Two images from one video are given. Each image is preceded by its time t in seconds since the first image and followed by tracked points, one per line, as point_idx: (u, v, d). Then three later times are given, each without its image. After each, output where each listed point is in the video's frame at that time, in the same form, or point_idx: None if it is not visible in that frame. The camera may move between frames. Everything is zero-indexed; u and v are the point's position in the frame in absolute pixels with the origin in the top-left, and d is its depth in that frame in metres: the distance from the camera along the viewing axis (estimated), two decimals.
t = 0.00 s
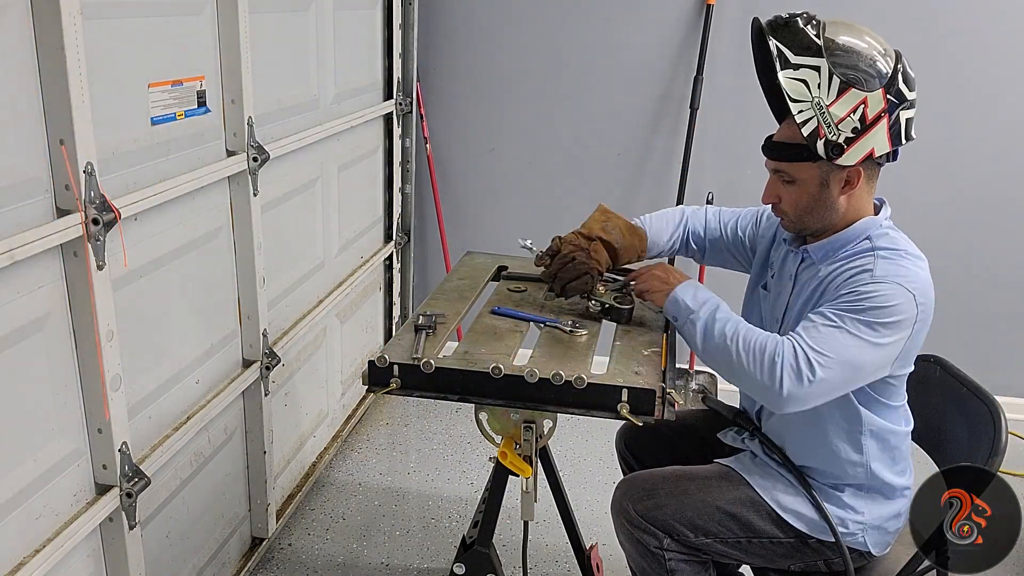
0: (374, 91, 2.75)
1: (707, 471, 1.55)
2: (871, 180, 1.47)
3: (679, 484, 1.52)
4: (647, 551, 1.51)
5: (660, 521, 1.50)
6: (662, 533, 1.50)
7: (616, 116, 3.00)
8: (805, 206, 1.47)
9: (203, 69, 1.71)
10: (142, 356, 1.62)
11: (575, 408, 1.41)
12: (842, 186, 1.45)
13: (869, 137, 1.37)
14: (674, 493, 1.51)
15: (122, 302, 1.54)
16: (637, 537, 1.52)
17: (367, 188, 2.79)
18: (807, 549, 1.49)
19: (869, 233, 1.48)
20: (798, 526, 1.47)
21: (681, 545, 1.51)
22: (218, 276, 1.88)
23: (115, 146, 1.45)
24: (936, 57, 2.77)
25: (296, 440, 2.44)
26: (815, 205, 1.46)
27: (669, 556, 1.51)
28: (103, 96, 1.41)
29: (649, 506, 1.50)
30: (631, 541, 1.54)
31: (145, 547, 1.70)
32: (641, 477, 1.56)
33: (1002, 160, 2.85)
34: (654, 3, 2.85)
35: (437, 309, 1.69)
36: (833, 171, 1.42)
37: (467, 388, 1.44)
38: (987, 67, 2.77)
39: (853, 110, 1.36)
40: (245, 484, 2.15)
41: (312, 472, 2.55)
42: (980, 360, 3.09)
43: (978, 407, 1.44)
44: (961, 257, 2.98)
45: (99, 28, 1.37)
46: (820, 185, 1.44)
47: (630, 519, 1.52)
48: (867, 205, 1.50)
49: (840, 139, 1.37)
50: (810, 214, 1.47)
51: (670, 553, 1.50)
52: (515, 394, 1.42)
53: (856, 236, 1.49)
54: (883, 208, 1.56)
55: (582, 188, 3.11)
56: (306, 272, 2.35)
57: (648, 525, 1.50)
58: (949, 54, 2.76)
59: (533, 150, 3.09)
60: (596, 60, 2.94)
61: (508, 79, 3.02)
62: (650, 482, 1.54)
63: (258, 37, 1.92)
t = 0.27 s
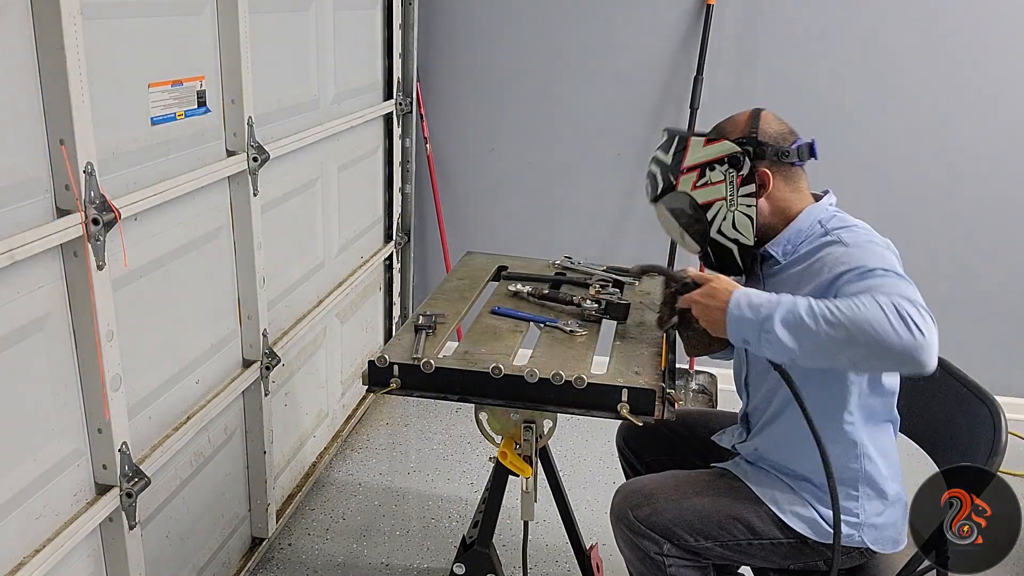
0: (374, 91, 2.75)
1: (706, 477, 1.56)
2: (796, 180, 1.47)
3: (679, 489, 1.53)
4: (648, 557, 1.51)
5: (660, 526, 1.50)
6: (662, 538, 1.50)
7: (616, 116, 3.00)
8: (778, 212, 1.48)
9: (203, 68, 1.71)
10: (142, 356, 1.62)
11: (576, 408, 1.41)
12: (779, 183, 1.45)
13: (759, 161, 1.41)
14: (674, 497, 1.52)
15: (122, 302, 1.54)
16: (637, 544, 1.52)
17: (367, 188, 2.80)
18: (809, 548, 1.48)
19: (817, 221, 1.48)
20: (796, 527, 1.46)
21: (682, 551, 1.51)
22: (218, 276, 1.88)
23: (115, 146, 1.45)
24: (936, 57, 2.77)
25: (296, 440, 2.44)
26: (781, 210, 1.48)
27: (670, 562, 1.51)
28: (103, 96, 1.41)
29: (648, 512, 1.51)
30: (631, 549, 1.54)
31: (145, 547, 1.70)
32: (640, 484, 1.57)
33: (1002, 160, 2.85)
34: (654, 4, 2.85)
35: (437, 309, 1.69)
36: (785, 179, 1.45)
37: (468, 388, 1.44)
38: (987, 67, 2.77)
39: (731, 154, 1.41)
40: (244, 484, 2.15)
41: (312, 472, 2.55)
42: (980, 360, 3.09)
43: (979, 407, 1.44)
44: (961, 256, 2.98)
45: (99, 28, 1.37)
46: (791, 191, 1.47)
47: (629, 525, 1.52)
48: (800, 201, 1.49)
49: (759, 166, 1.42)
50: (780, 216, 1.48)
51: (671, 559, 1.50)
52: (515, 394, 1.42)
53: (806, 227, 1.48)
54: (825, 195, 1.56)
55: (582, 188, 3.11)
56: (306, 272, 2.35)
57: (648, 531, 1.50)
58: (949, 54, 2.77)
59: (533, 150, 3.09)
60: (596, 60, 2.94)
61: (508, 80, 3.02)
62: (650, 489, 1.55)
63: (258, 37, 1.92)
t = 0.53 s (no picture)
0: (374, 91, 2.75)
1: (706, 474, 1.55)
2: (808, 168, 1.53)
3: (677, 486, 1.53)
4: (647, 555, 1.51)
5: (659, 524, 1.50)
6: (661, 536, 1.50)
7: (616, 116, 3.00)
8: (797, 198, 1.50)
9: (203, 69, 1.71)
10: (142, 356, 1.62)
11: (576, 408, 1.41)
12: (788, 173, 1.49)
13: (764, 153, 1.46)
14: (673, 495, 1.51)
15: (122, 302, 1.54)
16: (635, 542, 1.52)
17: (367, 187, 2.79)
18: (808, 546, 1.48)
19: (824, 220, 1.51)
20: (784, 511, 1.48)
21: (681, 549, 1.51)
22: (218, 276, 1.88)
23: (115, 147, 1.45)
24: (936, 57, 2.77)
25: (296, 440, 2.44)
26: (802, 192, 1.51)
27: (669, 560, 1.51)
28: (103, 96, 1.41)
29: (648, 510, 1.51)
30: (629, 548, 1.54)
31: (145, 547, 1.70)
32: (638, 481, 1.57)
33: (1002, 160, 2.85)
34: (654, 3, 2.85)
35: (437, 309, 1.69)
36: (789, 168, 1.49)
37: (467, 388, 1.44)
38: (987, 67, 2.76)
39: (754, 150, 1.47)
40: (244, 484, 2.15)
41: (311, 472, 2.55)
42: (981, 359, 3.09)
43: (979, 407, 1.44)
44: (961, 256, 2.98)
45: (99, 28, 1.37)
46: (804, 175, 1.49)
47: (628, 523, 1.52)
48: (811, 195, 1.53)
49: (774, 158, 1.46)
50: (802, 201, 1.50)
51: (670, 557, 1.51)
52: (515, 394, 1.42)
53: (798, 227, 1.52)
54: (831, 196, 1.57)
55: (582, 188, 3.11)
56: (306, 272, 2.35)
57: (647, 529, 1.50)
58: (949, 54, 2.77)
59: (533, 150, 3.09)
60: (596, 60, 2.94)
61: (509, 80, 3.02)
62: (649, 486, 1.54)
63: (258, 37, 1.92)
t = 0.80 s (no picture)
0: (374, 91, 2.75)
1: (707, 480, 1.57)
2: (832, 193, 1.47)
3: (680, 490, 1.53)
4: (649, 558, 1.51)
5: (661, 527, 1.50)
6: (663, 539, 1.50)
7: (616, 116, 3.00)
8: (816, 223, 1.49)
9: (203, 69, 1.71)
10: (142, 356, 1.62)
11: (575, 408, 1.41)
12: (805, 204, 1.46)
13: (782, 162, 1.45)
14: (675, 498, 1.52)
15: (122, 302, 1.54)
16: (638, 545, 1.52)
17: (367, 187, 2.80)
18: (812, 552, 1.47)
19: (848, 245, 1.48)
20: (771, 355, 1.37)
21: (683, 553, 1.50)
22: (218, 276, 1.88)
23: (115, 146, 1.45)
24: (936, 57, 2.77)
25: (296, 440, 2.44)
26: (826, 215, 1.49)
27: (671, 563, 1.51)
28: (103, 96, 1.41)
29: (649, 513, 1.51)
30: (633, 550, 1.54)
31: (145, 547, 1.70)
32: (641, 484, 1.58)
33: (1002, 160, 2.85)
34: (654, 3, 2.85)
35: (437, 309, 1.69)
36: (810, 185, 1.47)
37: (468, 388, 1.44)
38: (987, 67, 2.76)
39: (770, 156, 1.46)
40: (244, 484, 2.15)
41: (312, 472, 2.55)
42: (981, 359, 3.09)
43: (978, 407, 1.44)
44: (961, 256, 2.98)
45: (99, 27, 1.37)
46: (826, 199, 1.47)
47: (630, 526, 1.53)
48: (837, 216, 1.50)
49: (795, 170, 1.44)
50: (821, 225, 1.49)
51: (672, 560, 1.50)
52: (515, 394, 1.42)
53: (836, 250, 1.49)
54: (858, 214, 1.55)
55: (582, 188, 3.11)
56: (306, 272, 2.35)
57: (648, 532, 1.50)
58: (949, 54, 2.77)
59: (533, 151, 3.09)
60: (596, 60, 2.94)
61: (509, 80, 3.02)
62: (650, 490, 1.55)
63: (258, 37, 1.92)
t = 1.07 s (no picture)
0: (374, 91, 2.75)
1: (708, 479, 1.57)
2: (803, 182, 1.51)
3: (679, 490, 1.53)
4: (648, 557, 1.51)
5: (660, 526, 1.50)
6: (662, 538, 1.50)
7: (616, 116, 3.00)
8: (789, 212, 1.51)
9: (203, 69, 1.71)
10: (142, 356, 1.62)
11: (576, 408, 1.41)
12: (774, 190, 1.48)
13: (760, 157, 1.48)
14: (675, 498, 1.52)
15: (122, 302, 1.54)
16: (636, 544, 1.52)
17: (367, 187, 2.80)
18: (812, 551, 1.48)
19: (821, 232, 1.49)
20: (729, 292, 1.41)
21: (683, 552, 1.50)
22: (218, 276, 1.88)
23: (115, 146, 1.45)
24: (935, 57, 2.77)
25: (296, 440, 2.44)
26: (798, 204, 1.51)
27: (670, 562, 1.50)
28: (103, 96, 1.41)
29: (649, 512, 1.51)
30: (631, 550, 1.54)
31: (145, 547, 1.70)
32: (640, 485, 1.58)
33: (1002, 159, 2.85)
34: (654, 3, 2.85)
35: (437, 309, 1.69)
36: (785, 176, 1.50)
37: (467, 388, 1.44)
38: (987, 66, 2.76)
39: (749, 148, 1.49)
40: (245, 484, 2.15)
41: (312, 472, 2.55)
42: (981, 359, 3.09)
43: (979, 407, 1.44)
44: (961, 255, 2.97)
45: (98, 27, 1.37)
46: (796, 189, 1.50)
47: (630, 525, 1.52)
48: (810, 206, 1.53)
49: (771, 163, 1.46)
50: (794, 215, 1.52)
51: (671, 559, 1.50)
52: (515, 394, 1.42)
53: (809, 236, 1.50)
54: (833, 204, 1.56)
55: (582, 188, 3.11)
56: (305, 272, 2.35)
57: (648, 531, 1.50)
58: (949, 54, 2.77)
59: (533, 151, 3.09)
60: (596, 60, 2.94)
61: (508, 80, 3.02)
62: (650, 490, 1.55)
63: (258, 38, 1.92)
